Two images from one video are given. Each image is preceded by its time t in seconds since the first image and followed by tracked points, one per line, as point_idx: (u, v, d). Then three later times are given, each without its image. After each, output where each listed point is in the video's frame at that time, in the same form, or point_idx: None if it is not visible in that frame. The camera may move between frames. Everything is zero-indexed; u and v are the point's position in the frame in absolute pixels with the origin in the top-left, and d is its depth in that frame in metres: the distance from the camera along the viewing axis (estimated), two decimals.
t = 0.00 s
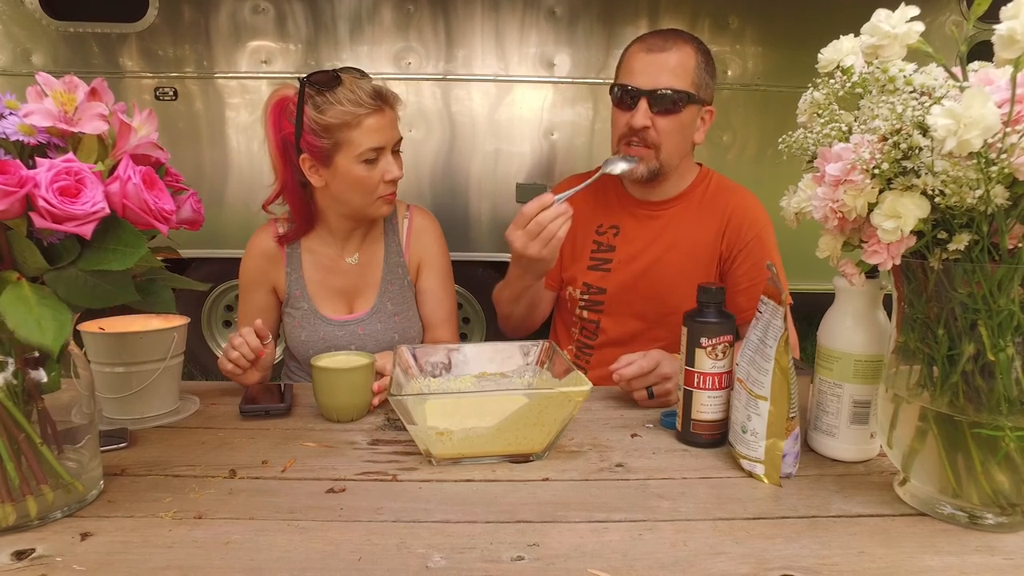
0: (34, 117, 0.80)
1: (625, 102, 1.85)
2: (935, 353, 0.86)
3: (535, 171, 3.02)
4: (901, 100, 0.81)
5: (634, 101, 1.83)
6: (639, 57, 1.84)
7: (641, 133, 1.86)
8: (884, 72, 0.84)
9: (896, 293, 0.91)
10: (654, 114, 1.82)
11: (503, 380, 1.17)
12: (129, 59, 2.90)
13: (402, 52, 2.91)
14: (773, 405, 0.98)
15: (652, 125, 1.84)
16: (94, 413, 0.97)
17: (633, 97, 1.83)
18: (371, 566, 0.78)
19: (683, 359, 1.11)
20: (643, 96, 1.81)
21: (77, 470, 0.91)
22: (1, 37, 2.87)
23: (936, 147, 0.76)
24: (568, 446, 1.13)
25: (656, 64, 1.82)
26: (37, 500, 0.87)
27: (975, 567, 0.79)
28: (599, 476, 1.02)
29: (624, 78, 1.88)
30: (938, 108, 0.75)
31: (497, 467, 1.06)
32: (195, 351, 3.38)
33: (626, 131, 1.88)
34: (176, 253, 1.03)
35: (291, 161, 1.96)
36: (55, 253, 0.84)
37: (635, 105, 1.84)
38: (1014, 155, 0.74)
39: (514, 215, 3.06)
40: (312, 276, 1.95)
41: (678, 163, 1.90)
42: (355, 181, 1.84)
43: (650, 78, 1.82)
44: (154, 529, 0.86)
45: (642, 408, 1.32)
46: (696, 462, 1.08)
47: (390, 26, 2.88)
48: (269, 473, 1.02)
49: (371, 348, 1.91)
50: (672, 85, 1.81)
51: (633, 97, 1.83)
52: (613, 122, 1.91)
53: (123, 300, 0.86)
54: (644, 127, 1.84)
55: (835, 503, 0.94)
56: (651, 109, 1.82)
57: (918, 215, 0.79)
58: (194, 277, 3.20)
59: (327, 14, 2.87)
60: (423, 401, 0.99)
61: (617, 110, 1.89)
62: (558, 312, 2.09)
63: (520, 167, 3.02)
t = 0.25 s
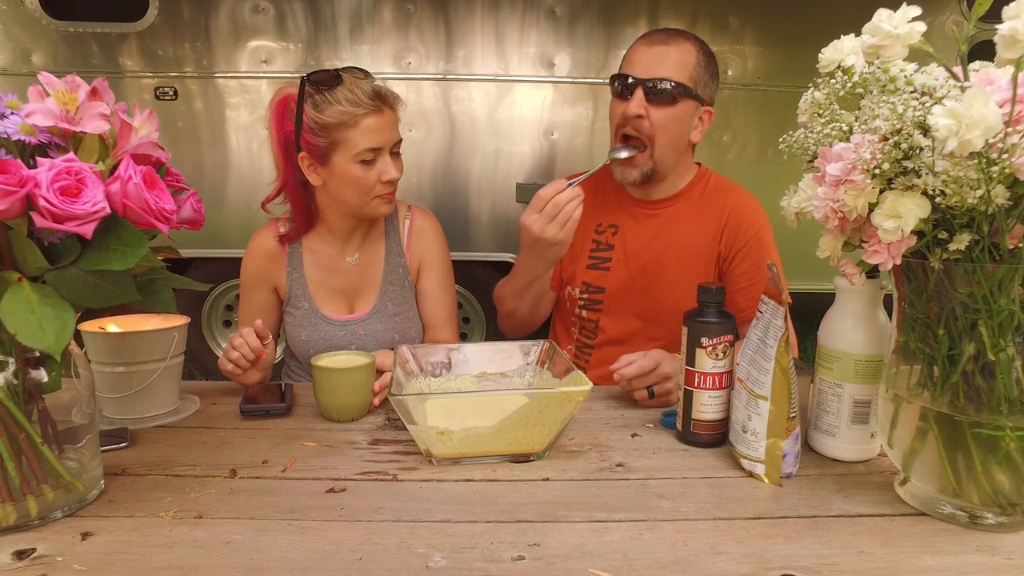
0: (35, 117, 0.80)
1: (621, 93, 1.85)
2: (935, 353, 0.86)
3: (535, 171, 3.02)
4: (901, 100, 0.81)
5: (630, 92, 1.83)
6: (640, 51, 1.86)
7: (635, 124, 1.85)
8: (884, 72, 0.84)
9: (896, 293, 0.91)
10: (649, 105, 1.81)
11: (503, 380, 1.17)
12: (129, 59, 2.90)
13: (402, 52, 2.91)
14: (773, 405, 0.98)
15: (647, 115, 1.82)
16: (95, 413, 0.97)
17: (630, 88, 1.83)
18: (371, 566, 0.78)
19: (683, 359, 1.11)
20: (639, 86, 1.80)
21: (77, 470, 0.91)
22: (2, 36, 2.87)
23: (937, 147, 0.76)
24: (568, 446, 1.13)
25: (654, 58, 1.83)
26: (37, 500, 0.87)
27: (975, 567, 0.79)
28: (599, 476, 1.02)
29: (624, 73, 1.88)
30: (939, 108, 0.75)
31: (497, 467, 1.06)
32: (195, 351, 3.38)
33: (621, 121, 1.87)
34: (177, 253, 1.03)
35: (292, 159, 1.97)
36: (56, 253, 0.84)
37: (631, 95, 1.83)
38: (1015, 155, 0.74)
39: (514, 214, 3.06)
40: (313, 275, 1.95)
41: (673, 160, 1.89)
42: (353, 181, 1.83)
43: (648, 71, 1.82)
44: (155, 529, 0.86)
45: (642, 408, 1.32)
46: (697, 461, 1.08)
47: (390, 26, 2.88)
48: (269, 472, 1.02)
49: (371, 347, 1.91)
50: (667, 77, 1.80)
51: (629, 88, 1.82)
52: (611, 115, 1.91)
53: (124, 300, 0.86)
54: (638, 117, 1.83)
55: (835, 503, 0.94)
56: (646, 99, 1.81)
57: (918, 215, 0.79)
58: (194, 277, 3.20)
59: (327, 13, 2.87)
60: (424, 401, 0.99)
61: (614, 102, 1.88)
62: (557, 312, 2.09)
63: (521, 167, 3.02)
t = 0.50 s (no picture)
0: (34, 116, 0.80)
1: (614, 95, 1.88)
2: (935, 352, 0.86)
3: (535, 171, 3.02)
4: (901, 99, 0.81)
5: (621, 94, 1.86)
6: (636, 53, 1.89)
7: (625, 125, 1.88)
8: (884, 72, 0.84)
9: (896, 293, 0.91)
10: (638, 107, 1.83)
11: (503, 380, 1.17)
12: (129, 58, 2.90)
13: (402, 51, 2.91)
14: (773, 405, 0.98)
15: (635, 116, 1.85)
16: (95, 412, 0.97)
17: (622, 90, 1.86)
18: (370, 566, 0.78)
19: (683, 358, 1.11)
20: (628, 88, 1.83)
21: (77, 470, 0.91)
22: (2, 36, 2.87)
23: (936, 147, 0.76)
24: (568, 445, 1.13)
25: (647, 59, 1.85)
26: (36, 500, 0.87)
27: (975, 567, 0.79)
28: (599, 476, 1.02)
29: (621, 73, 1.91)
30: (938, 107, 0.75)
31: (497, 466, 1.06)
32: (195, 351, 3.38)
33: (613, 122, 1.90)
34: (177, 253, 1.03)
35: (290, 156, 1.97)
36: (55, 253, 0.84)
37: (622, 96, 1.86)
38: (1014, 155, 0.74)
39: (514, 214, 3.06)
40: (313, 275, 1.95)
41: (662, 161, 1.88)
42: (351, 182, 1.84)
43: (641, 72, 1.85)
44: (154, 529, 0.86)
45: (642, 408, 1.32)
46: (696, 461, 1.08)
47: (390, 25, 2.88)
48: (268, 472, 1.02)
49: (371, 347, 1.91)
50: (656, 78, 1.83)
51: (621, 89, 1.85)
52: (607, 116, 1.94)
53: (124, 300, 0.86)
54: (626, 118, 1.85)
55: (835, 503, 0.94)
56: (635, 101, 1.84)
57: (918, 215, 0.79)
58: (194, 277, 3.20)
59: (327, 13, 2.87)
60: (424, 401, 0.99)
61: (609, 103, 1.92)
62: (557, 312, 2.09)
63: (520, 167, 3.02)
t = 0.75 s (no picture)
0: (35, 116, 0.80)
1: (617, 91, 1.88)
2: (935, 352, 0.86)
3: (535, 171, 3.02)
4: (901, 99, 0.81)
5: (624, 90, 1.85)
6: (639, 50, 1.88)
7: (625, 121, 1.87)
8: (884, 72, 0.84)
9: (896, 292, 0.91)
10: (641, 104, 1.83)
11: (503, 380, 1.17)
12: (129, 58, 2.89)
13: (402, 51, 2.91)
14: (773, 404, 0.98)
15: (637, 113, 1.84)
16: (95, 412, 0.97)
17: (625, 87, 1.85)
18: (371, 566, 0.78)
19: (683, 358, 1.11)
20: (631, 84, 1.83)
21: (77, 470, 0.91)
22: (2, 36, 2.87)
23: (936, 147, 0.76)
24: (568, 445, 1.13)
25: (650, 57, 1.85)
26: (37, 500, 0.87)
27: (974, 566, 0.80)
28: (599, 476, 1.02)
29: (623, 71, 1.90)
30: (939, 107, 0.75)
31: (497, 466, 1.06)
32: (194, 351, 3.38)
33: (614, 120, 1.89)
34: (177, 252, 1.03)
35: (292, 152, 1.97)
36: (56, 253, 0.84)
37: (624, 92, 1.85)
38: (1014, 155, 0.74)
39: (514, 214, 3.06)
40: (313, 275, 1.95)
41: (662, 158, 1.89)
42: (349, 181, 1.83)
43: (643, 69, 1.84)
44: (154, 528, 0.86)
45: (642, 407, 1.32)
46: (696, 461, 1.08)
47: (390, 25, 2.88)
48: (268, 472, 1.02)
49: (371, 347, 1.91)
50: (659, 76, 1.83)
51: (624, 86, 1.85)
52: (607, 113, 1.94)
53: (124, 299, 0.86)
54: (629, 114, 1.85)
55: (835, 503, 0.94)
56: (638, 97, 1.83)
57: (918, 214, 0.79)
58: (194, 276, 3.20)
59: (327, 12, 2.86)
60: (424, 401, 0.99)
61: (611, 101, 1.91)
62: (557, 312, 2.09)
63: (520, 166, 3.02)
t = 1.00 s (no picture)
0: (35, 116, 0.80)
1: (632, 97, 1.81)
2: (935, 352, 0.86)
3: (535, 171, 3.02)
4: (901, 99, 0.81)
5: (643, 97, 1.79)
6: (649, 50, 1.79)
7: (647, 128, 1.84)
8: (885, 71, 0.84)
9: (896, 292, 0.91)
10: (664, 112, 1.80)
11: (503, 380, 1.17)
12: (129, 58, 2.89)
13: (402, 51, 2.91)
14: (773, 404, 0.98)
15: (659, 122, 1.81)
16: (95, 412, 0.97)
17: (642, 93, 1.79)
18: (371, 565, 0.78)
19: (683, 358, 1.11)
20: (654, 91, 1.78)
21: (77, 470, 0.91)
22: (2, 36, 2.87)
23: (937, 147, 0.76)
24: (568, 445, 1.13)
25: (668, 61, 1.77)
26: (37, 499, 0.87)
27: (975, 566, 0.79)
28: (599, 476, 1.02)
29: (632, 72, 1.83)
30: (939, 107, 0.75)
31: (497, 466, 1.06)
32: (194, 350, 3.38)
33: (633, 125, 1.85)
34: (177, 252, 1.03)
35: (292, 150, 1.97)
36: (56, 252, 0.84)
37: (644, 100, 1.80)
38: (1015, 155, 0.74)
39: (514, 214, 3.06)
40: (313, 274, 1.95)
41: (676, 162, 1.89)
42: (348, 180, 1.83)
43: (660, 74, 1.78)
44: (154, 528, 0.86)
45: (642, 407, 1.32)
46: (696, 461, 1.08)
47: (390, 24, 2.88)
48: (269, 472, 1.02)
49: (371, 347, 1.91)
50: (678, 82, 1.78)
51: (642, 94, 1.79)
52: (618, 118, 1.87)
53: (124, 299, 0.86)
54: (652, 122, 1.81)
55: (835, 502, 0.94)
56: (659, 106, 1.79)
57: (918, 214, 0.79)
58: (194, 276, 3.20)
59: (327, 11, 2.86)
60: (424, 401, 0.99)
61: (626, 103, 1.85)
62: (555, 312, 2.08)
63: (520, 166, 3.02)
